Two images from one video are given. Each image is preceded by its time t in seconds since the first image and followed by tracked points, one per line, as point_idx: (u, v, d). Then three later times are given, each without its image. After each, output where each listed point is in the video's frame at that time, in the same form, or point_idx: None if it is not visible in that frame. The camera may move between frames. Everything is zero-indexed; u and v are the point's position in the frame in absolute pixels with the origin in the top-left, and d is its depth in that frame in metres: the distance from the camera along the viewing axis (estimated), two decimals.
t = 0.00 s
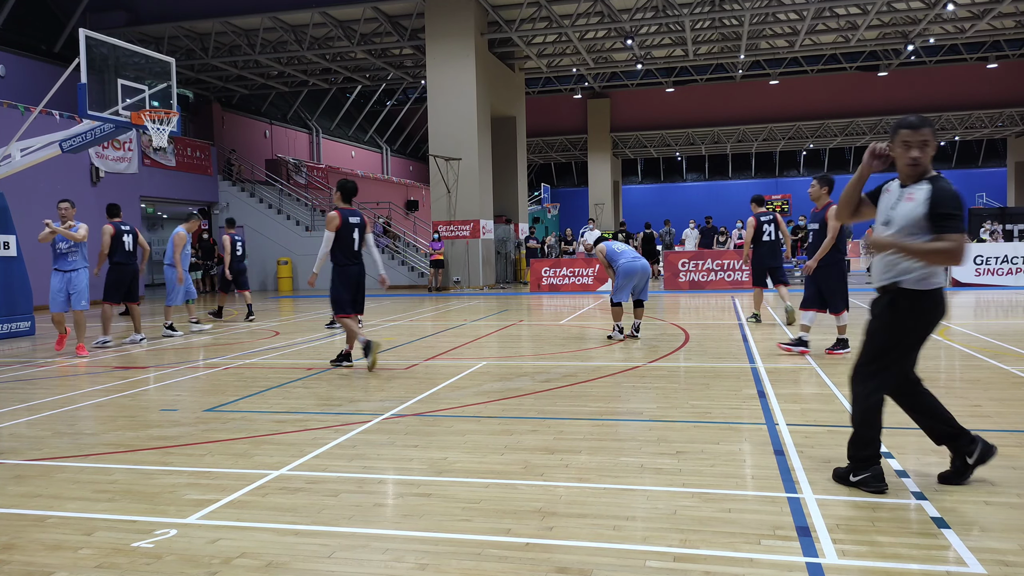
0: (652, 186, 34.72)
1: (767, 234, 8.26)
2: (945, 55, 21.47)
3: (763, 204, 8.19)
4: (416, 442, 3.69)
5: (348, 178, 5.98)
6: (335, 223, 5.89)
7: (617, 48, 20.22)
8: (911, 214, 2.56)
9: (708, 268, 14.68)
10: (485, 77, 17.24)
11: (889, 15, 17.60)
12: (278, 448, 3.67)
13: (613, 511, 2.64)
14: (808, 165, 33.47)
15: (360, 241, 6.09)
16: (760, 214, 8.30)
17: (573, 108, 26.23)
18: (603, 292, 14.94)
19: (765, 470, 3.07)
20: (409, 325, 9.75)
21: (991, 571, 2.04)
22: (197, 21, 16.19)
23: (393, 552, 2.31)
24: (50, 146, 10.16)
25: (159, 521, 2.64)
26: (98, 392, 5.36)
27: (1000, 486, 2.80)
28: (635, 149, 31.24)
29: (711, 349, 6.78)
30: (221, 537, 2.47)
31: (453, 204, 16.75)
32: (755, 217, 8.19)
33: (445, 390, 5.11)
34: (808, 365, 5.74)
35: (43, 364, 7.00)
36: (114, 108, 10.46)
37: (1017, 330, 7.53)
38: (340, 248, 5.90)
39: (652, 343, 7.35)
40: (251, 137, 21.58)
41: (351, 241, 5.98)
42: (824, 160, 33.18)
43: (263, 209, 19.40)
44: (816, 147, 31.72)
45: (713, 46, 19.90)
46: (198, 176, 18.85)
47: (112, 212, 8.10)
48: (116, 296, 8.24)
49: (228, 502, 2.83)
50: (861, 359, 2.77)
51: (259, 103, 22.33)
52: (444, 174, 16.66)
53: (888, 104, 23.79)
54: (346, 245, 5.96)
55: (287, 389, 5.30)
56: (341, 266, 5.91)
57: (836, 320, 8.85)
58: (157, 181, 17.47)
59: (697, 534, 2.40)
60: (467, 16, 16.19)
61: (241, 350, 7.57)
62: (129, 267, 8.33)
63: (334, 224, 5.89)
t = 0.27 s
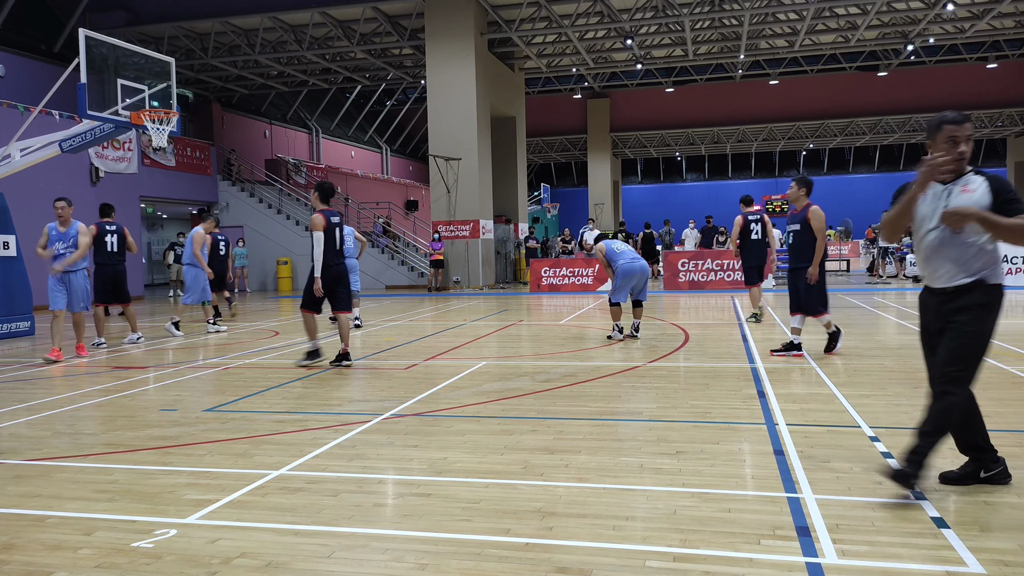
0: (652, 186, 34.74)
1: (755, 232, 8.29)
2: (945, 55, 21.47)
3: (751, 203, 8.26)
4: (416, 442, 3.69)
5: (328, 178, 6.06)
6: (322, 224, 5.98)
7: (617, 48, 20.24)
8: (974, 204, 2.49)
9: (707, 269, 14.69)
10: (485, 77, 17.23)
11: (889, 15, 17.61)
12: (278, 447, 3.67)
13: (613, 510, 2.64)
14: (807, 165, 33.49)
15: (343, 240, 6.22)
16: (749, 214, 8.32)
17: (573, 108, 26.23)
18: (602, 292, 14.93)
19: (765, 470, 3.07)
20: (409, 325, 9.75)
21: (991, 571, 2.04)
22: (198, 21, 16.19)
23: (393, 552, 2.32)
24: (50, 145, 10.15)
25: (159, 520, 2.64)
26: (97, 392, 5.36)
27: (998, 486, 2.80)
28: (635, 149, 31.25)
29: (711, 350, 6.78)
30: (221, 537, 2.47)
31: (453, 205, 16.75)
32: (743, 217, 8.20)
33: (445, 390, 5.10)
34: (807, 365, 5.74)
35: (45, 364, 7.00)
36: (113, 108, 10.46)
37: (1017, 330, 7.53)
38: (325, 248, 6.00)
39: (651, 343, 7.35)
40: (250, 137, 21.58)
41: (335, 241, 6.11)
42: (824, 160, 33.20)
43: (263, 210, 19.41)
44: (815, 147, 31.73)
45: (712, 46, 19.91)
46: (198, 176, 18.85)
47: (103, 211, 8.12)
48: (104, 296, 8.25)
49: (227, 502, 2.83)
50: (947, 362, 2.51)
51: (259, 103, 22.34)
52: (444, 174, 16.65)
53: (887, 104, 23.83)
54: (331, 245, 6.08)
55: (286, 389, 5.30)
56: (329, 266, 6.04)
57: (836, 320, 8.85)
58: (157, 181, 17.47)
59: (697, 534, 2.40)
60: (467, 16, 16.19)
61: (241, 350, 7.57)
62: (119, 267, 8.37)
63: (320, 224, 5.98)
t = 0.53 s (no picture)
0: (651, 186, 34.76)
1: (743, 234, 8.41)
2: (945, 55, 21.45)
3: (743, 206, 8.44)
4: (416, 442, 3.69)
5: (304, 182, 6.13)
6: (301, 226, 6.04)
7: (617, 48, 20.25)
8: None
9: (707, 269, 14.69)
10: (485, 77, 17.23)
11: (889, 15, 17.61)
12: (278, 447, 3.67)
13: (613, 510, 2.64)
14: (807, 165, 33.48)
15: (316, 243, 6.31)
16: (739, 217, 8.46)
17: (572, 108, 26.22)
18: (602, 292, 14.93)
19: (764, 470, 3.07)
20: (408, 325, 9.75)
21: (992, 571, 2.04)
22: (198, 21, 16.19)
23: (393, 552, 2.31)
24: (49, 145, 10.15)
25: (159, 521, 2.63)
26: (97, 392, 5.36)
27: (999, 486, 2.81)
28: (635, 149, 31.24)
29: (711, 350, 6.77)
30: (222, 537, 2.47)
31: (453, 205, 16.75)
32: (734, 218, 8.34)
33: (445, 390, 5.10)
34: (807, 365, 5.74)
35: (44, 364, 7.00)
36: (113, 108, 10.47)
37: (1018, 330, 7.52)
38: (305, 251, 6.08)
39: (651, 343, 7.35)
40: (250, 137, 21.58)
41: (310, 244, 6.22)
42: (824, 160, 33.20)
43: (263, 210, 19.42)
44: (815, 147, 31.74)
45: (712, 46, 19.90)
46: (198, 176, 18.85)
47: (102, 211, 8.16)
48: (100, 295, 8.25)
49: (227, 502, 2.83)
50: None
51: (258, 103, 22.33)
52: (443, 175, 16.64)
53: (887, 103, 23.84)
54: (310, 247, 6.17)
55: (286, 389, 5.30)
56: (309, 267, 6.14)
57: (836, 320, 8.86)
58: (156, 181, 17.46)
59: (696, 534, 2.40)
60: (466, 16, 16.19)
61: (241, 350, 7.57)
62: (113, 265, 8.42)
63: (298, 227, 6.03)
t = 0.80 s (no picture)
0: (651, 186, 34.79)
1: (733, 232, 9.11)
2: (945, 55, 21.44)
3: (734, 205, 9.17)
4: (416, 442, 3.69)
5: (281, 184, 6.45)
6: (273, 225, 6.39)
7: (617, 48, 20.25)
8: None
9: (707, 269, 14.69)
10: (484, 77, 17.22)
11: (888, 15, 17.61)
12: (278, 447, 3.67)
13: (612, 511, 2.64)
14: (807, 165, 33.49)
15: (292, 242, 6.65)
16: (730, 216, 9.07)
17: (572, 108, 26.22)
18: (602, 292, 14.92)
19: (764, 470, 3.07)
20: (408, 325, 9.75)
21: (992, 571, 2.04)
22: (198, 21, 16.18)
23: (393, 552, 2.31)
24: (49, 145, 10.14)
25: (159, 521, 2.63)
26: (96, 392, 5.36)
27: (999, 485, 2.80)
28: (635, 149, 31.24)
29: (711, 350, 6.77)
30: (221, 537, 2.47)
31: (452, 205, 16.74)
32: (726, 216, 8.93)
33: (445, 390, 5.10)
34: (807, 365, 5.74)
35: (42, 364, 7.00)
36: (112, 108, 10.47)
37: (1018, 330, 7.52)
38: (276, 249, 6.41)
39: (651, 343, 7.34)
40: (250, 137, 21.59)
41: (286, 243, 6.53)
42: (824, 160, 33.20)
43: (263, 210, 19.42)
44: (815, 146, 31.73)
45: (712, 46, 19.88)
46: (197, 176, 18.84)
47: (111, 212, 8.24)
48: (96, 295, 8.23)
49: (227, 502, 2.83)
50: None
51: (258, 103, 22.32)
52: (443, 175, 16.64)
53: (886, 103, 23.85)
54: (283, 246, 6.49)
55: (286, 389, 5.30)
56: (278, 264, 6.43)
57: (836, 320, 8.85)
58: (156, 181, 17.45)
59: (697, 534, 2.40)
60: (466, 16, 16.18)
61: (240, 350, 7.57)
62: (111, 266, 8.41)
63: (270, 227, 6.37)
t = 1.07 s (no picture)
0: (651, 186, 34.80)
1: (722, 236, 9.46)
2: (944, 55, 21.44)
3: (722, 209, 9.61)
4: (416, 442, 3.69)
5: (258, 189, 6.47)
6: (250, 229, 6.46)
7: (617, 48, 20.27)
8: None
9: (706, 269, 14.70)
10: (484, 77, 17.21)
11: (888, 15, 17.61)
12: (277, 448, 3.66)
13: (613, 510, 2.64)
14: (807, 165, 33.49)
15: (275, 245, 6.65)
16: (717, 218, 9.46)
17: (572, 107, 26.22)
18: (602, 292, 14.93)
19: (764, 470, 3.07)
20: (408, 324, 9.76)
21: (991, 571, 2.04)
22: (198, 21, 16.18)
23: (392, 552, 2.31)
24: (49, 145, 10.13)
25: (159, 521, 2.63)
26: (96, 392, 5.36)
27: (999, 485, 2.81)
28: (634, 149, 31.24)
29: (711, 350, 6.77)
30: (221, 537, 2.47)
31: (452, 205, 16.73)
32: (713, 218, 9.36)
33: (445, 390, 5.10)
34: (807, 365, 5.74)
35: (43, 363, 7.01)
36: (112, 108, 10.46)
37: (1018, 330, 7.52)
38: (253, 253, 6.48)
39: (651, 343, 7.35)
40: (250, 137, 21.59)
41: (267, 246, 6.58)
42: (823, 160, 33.22)
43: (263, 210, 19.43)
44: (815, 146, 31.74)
45: (712, 46, 19.87)
46: (197, 176, 18.85)
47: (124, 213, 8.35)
48: (101, 295, 8.24)
49: (227, 503, 2.83)
50: None
51: (258, 103, 22.31)
52: (443, 175, 16.63)
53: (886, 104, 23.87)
54: (261, 249, 6.55)
55: (286, 389, 5.30)
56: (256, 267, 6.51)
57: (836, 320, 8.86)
58: (156, 181, 17.45)
59: (696, 534, 2.40)
60: (466, 16, 16.18)
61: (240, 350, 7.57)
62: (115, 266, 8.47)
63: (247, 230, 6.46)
